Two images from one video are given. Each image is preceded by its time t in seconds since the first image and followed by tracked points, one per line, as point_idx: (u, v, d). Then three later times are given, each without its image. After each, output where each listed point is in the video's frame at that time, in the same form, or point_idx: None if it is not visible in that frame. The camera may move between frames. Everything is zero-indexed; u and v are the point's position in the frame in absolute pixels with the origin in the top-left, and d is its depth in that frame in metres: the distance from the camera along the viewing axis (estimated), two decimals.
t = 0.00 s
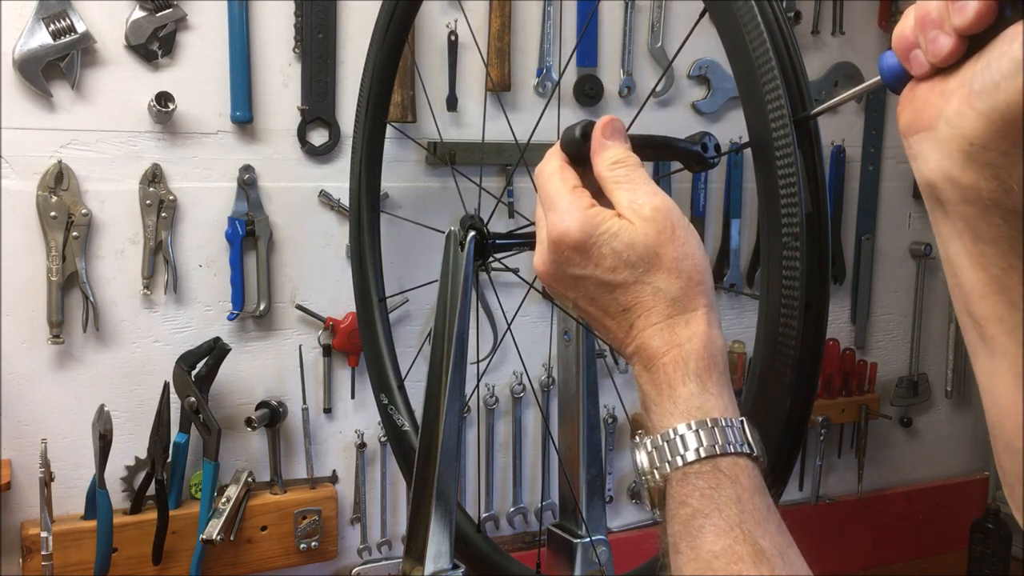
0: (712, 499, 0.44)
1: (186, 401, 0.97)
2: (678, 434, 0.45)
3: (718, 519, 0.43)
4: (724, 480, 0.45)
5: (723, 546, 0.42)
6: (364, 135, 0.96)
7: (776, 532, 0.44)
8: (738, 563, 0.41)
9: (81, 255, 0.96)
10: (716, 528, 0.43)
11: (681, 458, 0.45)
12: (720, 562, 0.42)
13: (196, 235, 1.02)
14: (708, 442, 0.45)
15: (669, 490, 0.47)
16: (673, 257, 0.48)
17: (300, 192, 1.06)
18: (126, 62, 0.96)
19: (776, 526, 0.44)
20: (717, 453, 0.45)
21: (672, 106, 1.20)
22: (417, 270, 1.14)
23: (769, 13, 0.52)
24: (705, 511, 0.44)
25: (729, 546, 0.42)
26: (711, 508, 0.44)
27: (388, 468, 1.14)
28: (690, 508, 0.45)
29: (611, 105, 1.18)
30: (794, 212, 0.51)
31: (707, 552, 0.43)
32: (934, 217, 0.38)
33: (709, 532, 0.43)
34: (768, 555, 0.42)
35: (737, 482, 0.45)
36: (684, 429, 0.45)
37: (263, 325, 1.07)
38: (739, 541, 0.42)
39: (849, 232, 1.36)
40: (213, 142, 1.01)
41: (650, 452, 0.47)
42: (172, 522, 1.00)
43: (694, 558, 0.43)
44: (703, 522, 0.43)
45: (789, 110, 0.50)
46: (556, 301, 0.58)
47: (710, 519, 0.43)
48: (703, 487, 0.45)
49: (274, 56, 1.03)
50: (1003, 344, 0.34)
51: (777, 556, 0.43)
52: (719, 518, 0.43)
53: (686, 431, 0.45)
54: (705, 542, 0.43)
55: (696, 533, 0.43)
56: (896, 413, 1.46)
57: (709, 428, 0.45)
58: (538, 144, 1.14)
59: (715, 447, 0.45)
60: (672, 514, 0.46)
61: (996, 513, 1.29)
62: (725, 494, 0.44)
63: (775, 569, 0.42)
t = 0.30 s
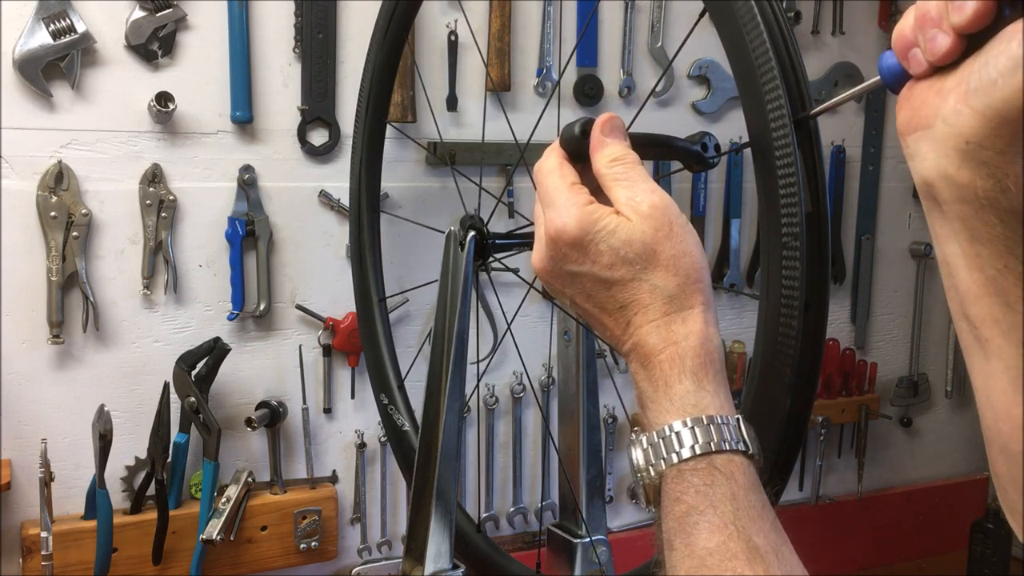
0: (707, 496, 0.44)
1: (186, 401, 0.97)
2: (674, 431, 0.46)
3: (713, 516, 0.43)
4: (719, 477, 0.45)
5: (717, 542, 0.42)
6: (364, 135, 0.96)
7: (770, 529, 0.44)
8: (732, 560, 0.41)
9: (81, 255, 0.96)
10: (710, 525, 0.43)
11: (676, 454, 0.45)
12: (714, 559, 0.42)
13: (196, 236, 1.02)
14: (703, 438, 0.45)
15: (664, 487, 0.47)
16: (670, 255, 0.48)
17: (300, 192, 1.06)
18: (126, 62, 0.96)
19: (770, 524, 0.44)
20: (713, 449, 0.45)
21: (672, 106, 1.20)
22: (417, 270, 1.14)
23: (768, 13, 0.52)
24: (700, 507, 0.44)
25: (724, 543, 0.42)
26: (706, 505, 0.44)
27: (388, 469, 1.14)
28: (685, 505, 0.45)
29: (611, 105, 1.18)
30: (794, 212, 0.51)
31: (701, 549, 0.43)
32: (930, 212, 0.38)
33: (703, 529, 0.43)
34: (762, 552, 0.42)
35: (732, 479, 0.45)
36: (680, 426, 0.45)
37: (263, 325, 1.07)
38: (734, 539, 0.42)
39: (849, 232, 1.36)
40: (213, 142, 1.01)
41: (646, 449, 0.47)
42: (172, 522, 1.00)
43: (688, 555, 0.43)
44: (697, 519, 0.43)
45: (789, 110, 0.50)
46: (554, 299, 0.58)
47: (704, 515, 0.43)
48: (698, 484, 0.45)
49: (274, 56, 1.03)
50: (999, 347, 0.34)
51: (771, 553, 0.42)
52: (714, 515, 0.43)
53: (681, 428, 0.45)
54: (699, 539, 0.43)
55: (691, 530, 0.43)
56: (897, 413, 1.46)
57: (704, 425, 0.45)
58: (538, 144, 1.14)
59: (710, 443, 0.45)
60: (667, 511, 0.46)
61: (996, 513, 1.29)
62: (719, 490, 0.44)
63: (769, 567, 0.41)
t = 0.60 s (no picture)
0: (709, 499, 0.44)
1: (186, 401, 0.97)
2: (677, 433, 0.45)
3: (716, 519, 0.43)
4: (722, 480, 0.45)
5: (719, 545, 0.42)
6: (364, 136, 0.96)
7: (771, 533, 0.44)
8: (734, 562, 0.41)
9: (81, 255, 0.96)
10: (713, 528, 0.43)
11: (678, 457, 0.45)
12: (715, 561, 0.42)
13: (196, 236, 1.02)
14: (707, 442, 0.45)
15: (665, 489, 0.47)
16: (667, 257, 0.48)
17: (300, 192, 1.06)
18: (126, 62, 0.96)
19: (771, 528, 0.44)
20: (715, 453, 0.45)
21: (672, 106, 1.21)
22: (417, 270, 1.14)
23: (768, 12, 0.52)
24: (702, 510, 0.44)
25: (726, 545, 0.42)
26: (709, 507, 0.44)
27: (388, 469, 1.14)
28: (687, 507, 0.45)
29: (610, 105, 1.18)
30: (793, 212, 0.51)
31: (702, 552, 0.42)
32: (935, 220, 0.38)
33: (705, 531, 0.43)
34: (763, 555, 0.42)
35: (735, 483, 0.45)
36: (683, 428, 0.45)
37: (263, 325, 1.07)
38: (735, 541, 0.42)
39: (849, 232, 1.36)
40: (213, 142, 1.01)
41: (648, 451, 0.47)
42: (172, 522, 1.00)
43: (689, 557, 0.43)
44: (700, 521, 0.43)
45: (789, 110, 0.50)
46: (553, 303, 0.59)
47: (706, 518, 0.43)
48: (700, 487, 0.45)
49: (274, 56, 1.03)
50: (1004, 354, 0.34)
51: (773, 557, 0.42)
52: (716, 517, 0.43)
53: (685, 431, 0.45)
54: (701, 542, 0.43)
55: (693, 532, 0.43)
56: (897, 413, 1.46)
57: (708, 428, 0.45)
58: (538, 144, 1.14)
59: (713, 447, 0.45)
60: (668, 513, 0.46)
61: (996, 513, 1.29)
62: (722, 494, 0.44)
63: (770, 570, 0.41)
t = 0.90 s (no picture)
0: (709, 501, 0.44)
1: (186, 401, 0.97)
2: (674, 435, 0.45)
3: (714, 520, 0.43)
4: (720, 481, 0.45)
5: (718, 546, 0.42)
6: (365, 136, 0.96)
7: (769, 533, 0.44)
8: (734, 563, 0.41)
9: (81, 255, 0.96)
10: (711, 529, 0.43)
11: (676, 459, 0.45)
12: (715, 562, 0.42)
13: (196, 235, 1.02)
14: (704, 443, 0.45)
15: (662, 492, 0.47)
16: (663, 261, 0.47)
17: (300, 192, 1.06)
18: (126, 62, 0.96)
19: (770, 529, 0.44)
20: (712, 454, 0.45)
21: (672, 106, 1.21)
22: (417, 270, 1.14)
23: (768, 10, 0.52)
24: (701, 511, 0.44)
25: (725, 546, 0.42)
26: (707, 509, 0.44)
27: (388, 468, 1.14)
28: (685, 509, 0.45)
29: (610, 104, 1.18)
30: (794, 213, 0.51)
31: (701, 553, 0.42)
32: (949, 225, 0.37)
33: (704, 532, 0.43)
34: (763, 555, 0.42)
35: (732, 483, 0.45)
36: (680, 430, 0.45)
37: (263, 325, 1.07)
38: (735, 541, 0.42)
39: (849, 232, 1.36)
40: (213, 142, 1.01)
41: (645, 454, 0.47)
42: (172, 522, 1.00)
43: (688, 559, 0.43)
44: (698, 523, 0.43)
45: (789, 111, 0.50)
46: (553, 304, 0.59)
47: (705, 519, 0.43)
48: (698, 489, 0.45)
49: (274, 56, 1.03)
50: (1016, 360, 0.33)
51: (772, 556, 0.42)
52: (715, 519, 0.43)
53: (682, 433, 0.45)
54: (701, 543, 0.43)
55: (692, 535, 0.43)
56: (897, 413, 1.46)
57: (704, 429, 0.45)
58: (538, 144, 1.14)
59: (711, 448, 0.45)
60: (666, 515, 0.45)
61: (996, 513, 1.29)
62: (720, 495, 0.44)
63: (770, 569, 0.41)
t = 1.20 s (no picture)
0: (706, 499, 0.44)
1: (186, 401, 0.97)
2: (670, 434, 0.45)
3: (711, 518, 0.43)
4: (715, 479, 0.45)
5: (716, 544, 0.42)
6: (365, 136, 0.96)
7: (766, 531, 0.44)
8: (732, 561, 0.41)
9: (81, 255, 0.96)
10: (708, 527, 0.43)
11: (672, 457, 0.45)
12: (712, 561, 0.42)
13: (196, 235, 1.02)
14: (699, 441, 0.45)
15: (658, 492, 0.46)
16: (654, 258, 0.47)
17: (301, 192, 1.06)
18: (126, 62, 0.96)
19: (766, 528, 0.44)
20: (708, 452, 0.45)
21: (672, 106, 1.21)
22: (417, 270, 1.14)
23: (768, 10, 0.52)
24: (698, 510, 0.44)
25: (722, 544, 0.42)
26: (703, 508, 0.44)
27: (388, 468, 1.14)
28: (681, 508, 0.44)
29: (610, 104, 1.18)
30: (794, 213, 0.51)
31: (699, 552, 0.42)
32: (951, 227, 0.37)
33: (702, 531, 0.43)
34: (760, 553, 0.42)
35: (728, 481, 0.45)
36: (676, 429, 0.45)
37: (263, 325, 1.07)
38: (732, 540, 0.42)
39: (849, 232, 1.36)
40: (213, 142, 1.01)
41: (640, 453, 0.47)
42: (172, 522, 1.00)
43: (685, 558, 0.43)
44: (695, 522, 0.43)
45: (789, 111, 0.50)
46: (543, 306, 0.59)
47: (702, 518, 0.43)
48: (694, 487, 0.45)
49: (274, 56, 1.03)
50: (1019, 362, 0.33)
51: (769, 553, 0.42)
52: (711, 517, 0.43)
53: (677, 431, 0.45)
54: (698, 542, 0.43)
55: (689, 533, 0.43)
56: (897, 413, 1.46)
57: (700, 428, 0.45)
58: (538, 144, 1.14)
59: (707, 446, 0.45)
60: (662, 514, 0.45)
61: (996, 513, 1.29)
62: (716, 493, 0.44)
63: (767, 566, 0.41)
